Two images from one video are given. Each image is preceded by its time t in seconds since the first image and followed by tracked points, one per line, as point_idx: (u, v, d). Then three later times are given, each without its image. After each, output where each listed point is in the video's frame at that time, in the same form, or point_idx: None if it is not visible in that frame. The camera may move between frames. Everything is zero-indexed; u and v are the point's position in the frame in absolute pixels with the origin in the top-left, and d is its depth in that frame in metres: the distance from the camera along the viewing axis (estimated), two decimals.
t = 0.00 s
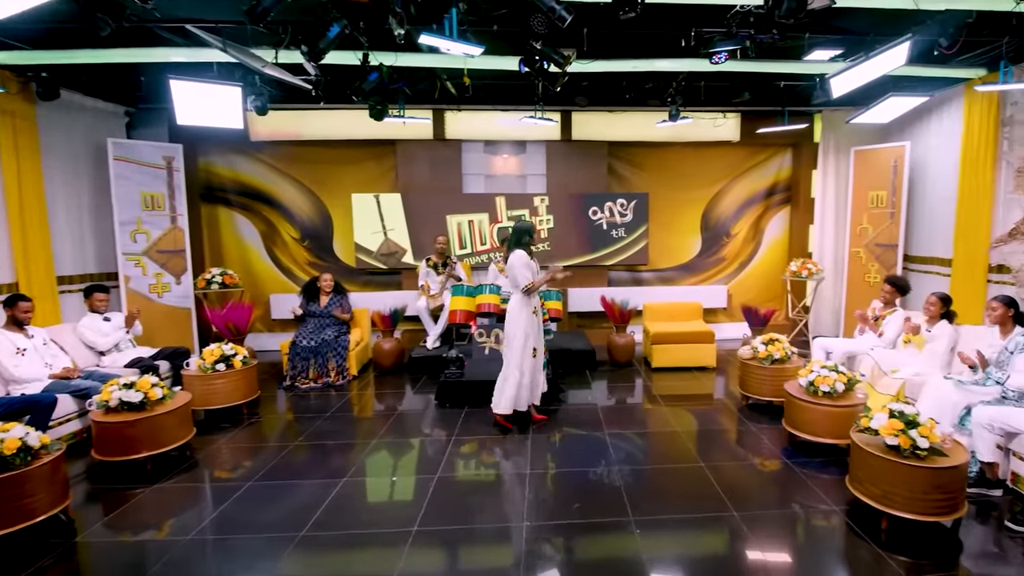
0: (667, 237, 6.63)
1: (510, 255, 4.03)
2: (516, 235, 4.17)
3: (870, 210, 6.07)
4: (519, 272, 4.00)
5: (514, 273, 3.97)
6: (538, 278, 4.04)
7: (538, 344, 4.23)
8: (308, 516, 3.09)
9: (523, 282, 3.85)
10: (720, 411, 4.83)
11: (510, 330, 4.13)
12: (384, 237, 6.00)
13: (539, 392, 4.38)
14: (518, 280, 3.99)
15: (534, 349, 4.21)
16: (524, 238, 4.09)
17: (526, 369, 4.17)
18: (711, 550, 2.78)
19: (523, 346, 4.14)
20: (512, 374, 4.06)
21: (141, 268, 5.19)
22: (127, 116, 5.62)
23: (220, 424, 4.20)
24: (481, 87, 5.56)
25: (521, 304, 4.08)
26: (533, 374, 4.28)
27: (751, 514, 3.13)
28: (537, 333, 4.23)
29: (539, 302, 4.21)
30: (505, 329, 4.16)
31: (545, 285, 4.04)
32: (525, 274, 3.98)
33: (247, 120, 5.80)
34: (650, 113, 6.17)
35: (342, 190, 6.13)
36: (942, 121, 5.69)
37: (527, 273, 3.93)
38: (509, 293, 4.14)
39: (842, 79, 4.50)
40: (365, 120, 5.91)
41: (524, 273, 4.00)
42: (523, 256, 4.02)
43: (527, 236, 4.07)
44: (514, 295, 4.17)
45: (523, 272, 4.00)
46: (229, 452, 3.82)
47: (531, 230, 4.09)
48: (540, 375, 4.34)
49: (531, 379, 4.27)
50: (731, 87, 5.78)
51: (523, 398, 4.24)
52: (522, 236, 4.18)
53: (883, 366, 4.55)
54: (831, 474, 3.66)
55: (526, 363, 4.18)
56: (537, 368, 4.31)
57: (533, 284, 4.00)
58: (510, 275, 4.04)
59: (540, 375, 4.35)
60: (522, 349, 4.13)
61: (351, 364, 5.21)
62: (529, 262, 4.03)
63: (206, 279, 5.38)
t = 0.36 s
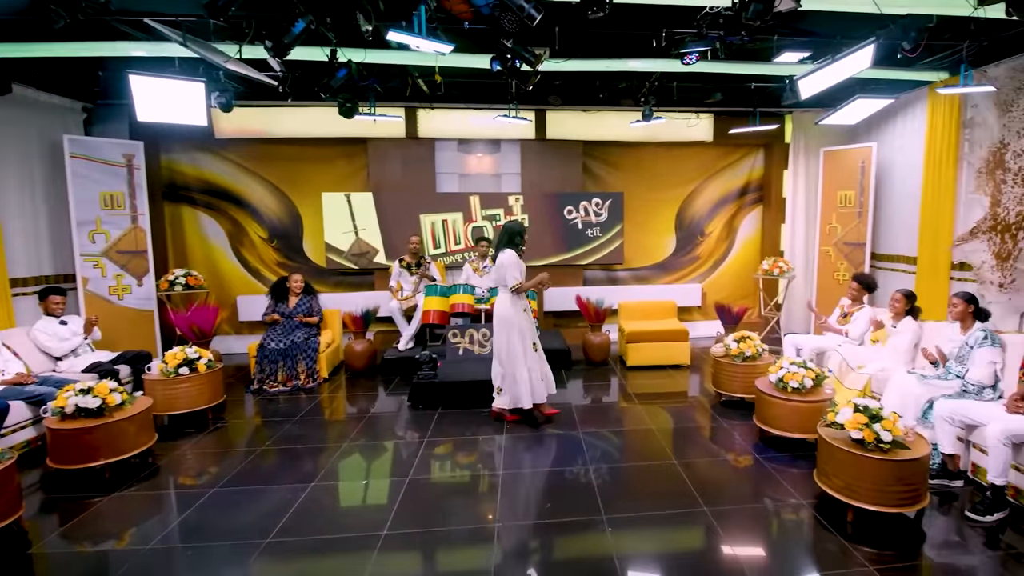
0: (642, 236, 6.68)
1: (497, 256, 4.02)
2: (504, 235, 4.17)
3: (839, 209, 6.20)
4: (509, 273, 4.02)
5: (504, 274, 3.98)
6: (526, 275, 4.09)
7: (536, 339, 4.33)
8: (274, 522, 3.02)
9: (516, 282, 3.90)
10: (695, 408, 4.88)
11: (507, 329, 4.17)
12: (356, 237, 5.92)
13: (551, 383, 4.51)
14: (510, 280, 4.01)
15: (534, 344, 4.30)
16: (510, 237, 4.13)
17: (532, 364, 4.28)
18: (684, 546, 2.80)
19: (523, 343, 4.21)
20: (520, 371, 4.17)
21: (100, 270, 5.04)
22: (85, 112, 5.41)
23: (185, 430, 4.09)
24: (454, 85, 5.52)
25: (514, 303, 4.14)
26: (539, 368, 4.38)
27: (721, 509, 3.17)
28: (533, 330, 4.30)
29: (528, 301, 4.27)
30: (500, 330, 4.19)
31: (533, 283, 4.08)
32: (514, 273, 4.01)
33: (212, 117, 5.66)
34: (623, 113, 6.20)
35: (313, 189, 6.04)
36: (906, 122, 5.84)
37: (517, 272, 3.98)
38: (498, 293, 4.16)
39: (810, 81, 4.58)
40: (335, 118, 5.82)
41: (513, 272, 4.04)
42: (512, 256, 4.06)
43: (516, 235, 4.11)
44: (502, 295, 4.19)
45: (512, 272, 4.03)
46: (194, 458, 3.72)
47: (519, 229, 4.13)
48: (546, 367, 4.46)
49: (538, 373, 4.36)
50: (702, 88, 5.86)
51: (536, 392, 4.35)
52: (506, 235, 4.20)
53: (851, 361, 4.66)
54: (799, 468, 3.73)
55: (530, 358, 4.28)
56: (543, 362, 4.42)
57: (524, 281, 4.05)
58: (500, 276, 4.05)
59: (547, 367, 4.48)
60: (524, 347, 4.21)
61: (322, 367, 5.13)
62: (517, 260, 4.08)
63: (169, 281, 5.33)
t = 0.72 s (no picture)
0: (623, 236, 6.70)
1: (509, 255, 4.15)
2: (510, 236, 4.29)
3: (816, 209, 6.30)
4: (518, 273, 4.15)
5: (514, 273, 4.12)
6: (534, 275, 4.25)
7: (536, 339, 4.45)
8: (247, 527, 2.96)
9: (526, 280, 4.07)
10: (675, 406, 4.91)
11: (511, 327, 4.26)
12: (332, 237, 5.86)
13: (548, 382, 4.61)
14: (522, 278, 4.16)
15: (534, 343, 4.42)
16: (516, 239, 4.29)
17: (532, 362, 4.38)
18: (663, 543, 2.80)
19: (525, 341, 4.32)
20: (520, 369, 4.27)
21: (67, 272, 4.91)
22: (51, 108, 5.24)
23: (156, 434, 4.00)
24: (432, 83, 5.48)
25: (521, 301, 4.27)
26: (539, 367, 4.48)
27: (698, 506, 3.18)
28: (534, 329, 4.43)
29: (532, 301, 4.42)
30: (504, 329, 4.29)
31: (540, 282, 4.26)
32: (523, 272, 4.15)
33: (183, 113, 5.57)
34: (604, 113, 6.24)
35: (289, 188, 5.95)
36: (881, 123, 5.95)
37: (526, 271, 4.14)
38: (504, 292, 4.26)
39: (786, 83, 4.63)
40: (313, 117, 5.76)
41: (521, 272, 4.18)
42: (520, 258, 4.21)
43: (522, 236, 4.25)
44: (507, 295, 4.29)
45: (520, 272, 4.17)
46: (166, 463, 3.63)
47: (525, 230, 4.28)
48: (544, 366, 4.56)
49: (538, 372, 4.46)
50: (681, 89, 5.90)
51: (531, 391, 4.42)
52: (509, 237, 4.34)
53: (827, 359, 4.72)
54: (776, 464, 3.77)
55: (530, 357, 4.39)
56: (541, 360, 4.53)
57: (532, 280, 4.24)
58: (510, 275, 4.17)
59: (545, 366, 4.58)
60: (527, 345, 4.33)
61: (298, 369, 5.05)
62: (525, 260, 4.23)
63: (138, 282, 5.17)
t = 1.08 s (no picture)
0: (604, 236, 6.73)
1: (507, 253, 4.19)
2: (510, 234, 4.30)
3: (793, 209, 6.38)
4: (517, 271, 4.20)
5: (515, 272, 4.16)
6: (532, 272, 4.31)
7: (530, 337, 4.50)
8: (218, 532, 2.90)
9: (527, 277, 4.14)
10: (654, 405, 4.94)
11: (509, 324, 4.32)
12: (307, 237, 5.78)
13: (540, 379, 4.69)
14: (521, 276, 4.22)
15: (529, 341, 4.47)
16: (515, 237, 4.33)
17: (527, 360, 4.43)
18: (641, 542, 2.81)
19: (522, 338, 4.37)
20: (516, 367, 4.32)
21: (31, 273, 4.77)
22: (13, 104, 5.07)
23: (124, 439, 3.90)
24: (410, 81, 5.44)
25: (519, 299, 4.33)
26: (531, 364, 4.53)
27: (675, 504, 3.20)
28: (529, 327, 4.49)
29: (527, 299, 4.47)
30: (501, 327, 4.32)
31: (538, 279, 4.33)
32: (523, 271, 4.20)
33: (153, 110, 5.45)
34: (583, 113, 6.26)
35: (264, 187, 5.86)
36: (855, 125, 6.06)
37: (525, 270, 4.19)
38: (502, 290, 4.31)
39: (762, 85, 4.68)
40: (289, 114, 5.69)
41: (521, 271, 4.23)
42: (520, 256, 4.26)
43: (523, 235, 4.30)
44: (504, 293, 4.33)
45: (520, 271, 4.22)
46: (134, 469, 3.54)
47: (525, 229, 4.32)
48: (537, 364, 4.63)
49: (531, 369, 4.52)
50: (660, 89, 5.95)
51: (529, 385, 4.49)
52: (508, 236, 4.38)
53: (803, 357, 4.73)
54: (752, 461, 3.80)
55: (525, 355, 4.43)
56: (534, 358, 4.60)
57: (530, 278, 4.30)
58: (510, 273, 4.21)
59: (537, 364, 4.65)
60: (523, 343, 4.39)
61: (273, 371, 4.97)
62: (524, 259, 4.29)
63: (105, 282, 5.11)
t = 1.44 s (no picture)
0: (581, 235, 6.75)
1: (495, 252, 4.32)
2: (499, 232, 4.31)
3: (766, 208, 6.49)
4: (505, 269, 4.27)
5: (502, 269, 4.24)
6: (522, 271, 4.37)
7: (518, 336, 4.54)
8: (181, 540, 2.82)
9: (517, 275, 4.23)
10: (630, 403, 4.97)
11: (497, 321, 4.40)
12: (274, 237, 5.67)
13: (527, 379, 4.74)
14: (510, 273, 4.30)
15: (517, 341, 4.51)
16: (503, 236, 4.39)
17: (513, 360, 4.48)
18: (620, 540, 2.81)
19: (508, 337, 4.44)
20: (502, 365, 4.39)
21: None
22: None
23: (83, 446, 3.77)
24: (382, 79, 5.38)
25: (508, 297, 4.40)
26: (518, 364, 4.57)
27: (648, 502, 3.21)
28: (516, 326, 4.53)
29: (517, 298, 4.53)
30: (489, 324, 4.41)
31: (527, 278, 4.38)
32: (511, 269, 4.27)
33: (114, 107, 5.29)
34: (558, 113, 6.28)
35: (233, 186, 5.73)
36: (826, 126, 6.18)
37: (514, 268, 4.26)
38: (490, 287, 4.40)
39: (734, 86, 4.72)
40: (258, 112, 5.59)
41: (509, 269, 4.30)
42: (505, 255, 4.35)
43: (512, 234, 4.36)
44: (491, 291, 4.40)
45: (508, 269, 4.28)
46: (94, 477, 3.42)
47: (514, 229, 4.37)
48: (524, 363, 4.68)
49: (518, 368, 4.57)
50: (634, 89, 6.00)
51: (516, 386, 4.54)
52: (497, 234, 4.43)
53: (775, 354, 4.82)
54: (725, 458, 3.85)
55: (512, 354, 4.49)
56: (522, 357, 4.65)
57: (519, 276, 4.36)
58: (499, 270, 4.29)
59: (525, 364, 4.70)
60: (510, 341, 4.45)
61: (240, 374, 4.86)
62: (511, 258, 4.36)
63: (64, 284, 4.96)
